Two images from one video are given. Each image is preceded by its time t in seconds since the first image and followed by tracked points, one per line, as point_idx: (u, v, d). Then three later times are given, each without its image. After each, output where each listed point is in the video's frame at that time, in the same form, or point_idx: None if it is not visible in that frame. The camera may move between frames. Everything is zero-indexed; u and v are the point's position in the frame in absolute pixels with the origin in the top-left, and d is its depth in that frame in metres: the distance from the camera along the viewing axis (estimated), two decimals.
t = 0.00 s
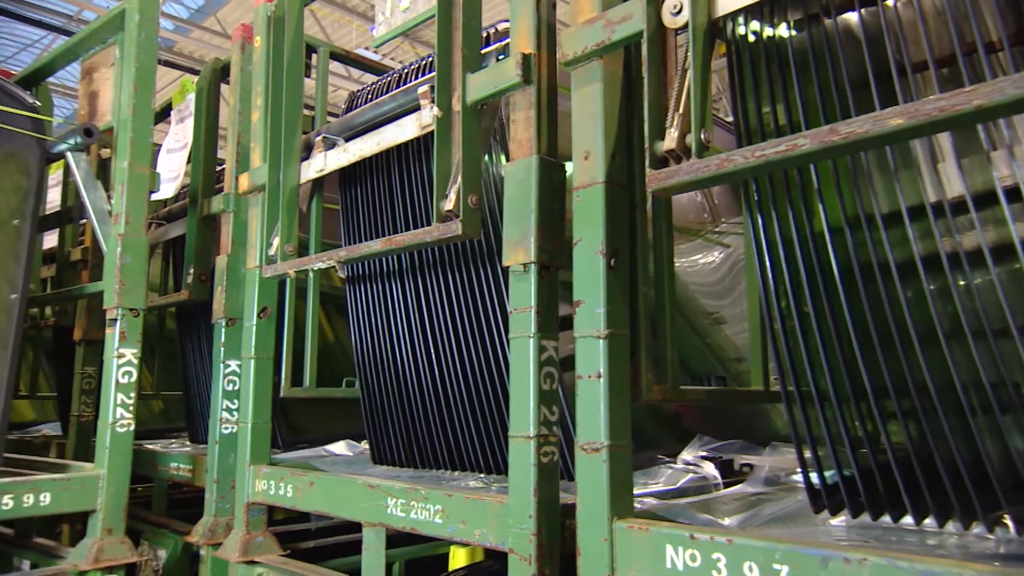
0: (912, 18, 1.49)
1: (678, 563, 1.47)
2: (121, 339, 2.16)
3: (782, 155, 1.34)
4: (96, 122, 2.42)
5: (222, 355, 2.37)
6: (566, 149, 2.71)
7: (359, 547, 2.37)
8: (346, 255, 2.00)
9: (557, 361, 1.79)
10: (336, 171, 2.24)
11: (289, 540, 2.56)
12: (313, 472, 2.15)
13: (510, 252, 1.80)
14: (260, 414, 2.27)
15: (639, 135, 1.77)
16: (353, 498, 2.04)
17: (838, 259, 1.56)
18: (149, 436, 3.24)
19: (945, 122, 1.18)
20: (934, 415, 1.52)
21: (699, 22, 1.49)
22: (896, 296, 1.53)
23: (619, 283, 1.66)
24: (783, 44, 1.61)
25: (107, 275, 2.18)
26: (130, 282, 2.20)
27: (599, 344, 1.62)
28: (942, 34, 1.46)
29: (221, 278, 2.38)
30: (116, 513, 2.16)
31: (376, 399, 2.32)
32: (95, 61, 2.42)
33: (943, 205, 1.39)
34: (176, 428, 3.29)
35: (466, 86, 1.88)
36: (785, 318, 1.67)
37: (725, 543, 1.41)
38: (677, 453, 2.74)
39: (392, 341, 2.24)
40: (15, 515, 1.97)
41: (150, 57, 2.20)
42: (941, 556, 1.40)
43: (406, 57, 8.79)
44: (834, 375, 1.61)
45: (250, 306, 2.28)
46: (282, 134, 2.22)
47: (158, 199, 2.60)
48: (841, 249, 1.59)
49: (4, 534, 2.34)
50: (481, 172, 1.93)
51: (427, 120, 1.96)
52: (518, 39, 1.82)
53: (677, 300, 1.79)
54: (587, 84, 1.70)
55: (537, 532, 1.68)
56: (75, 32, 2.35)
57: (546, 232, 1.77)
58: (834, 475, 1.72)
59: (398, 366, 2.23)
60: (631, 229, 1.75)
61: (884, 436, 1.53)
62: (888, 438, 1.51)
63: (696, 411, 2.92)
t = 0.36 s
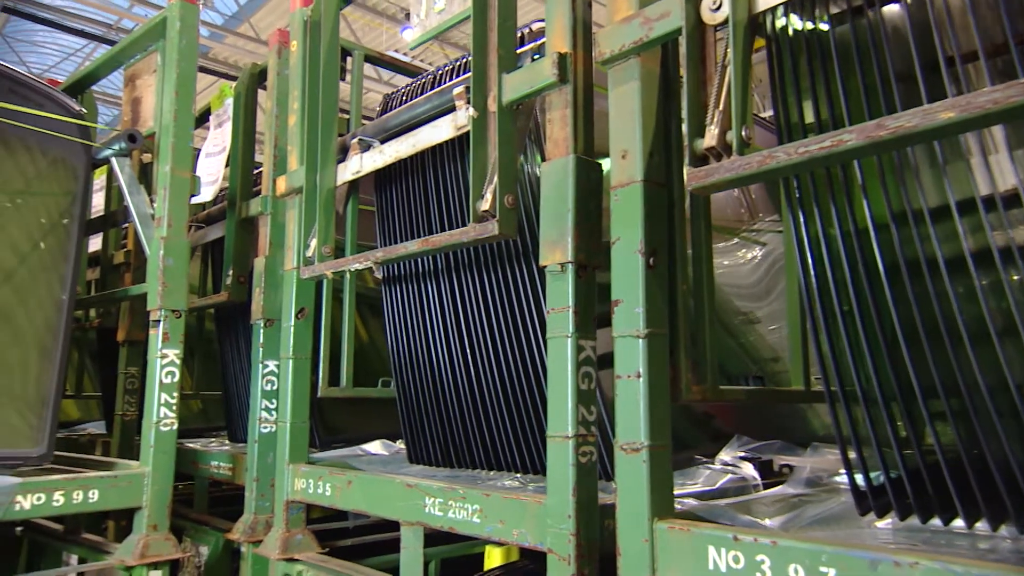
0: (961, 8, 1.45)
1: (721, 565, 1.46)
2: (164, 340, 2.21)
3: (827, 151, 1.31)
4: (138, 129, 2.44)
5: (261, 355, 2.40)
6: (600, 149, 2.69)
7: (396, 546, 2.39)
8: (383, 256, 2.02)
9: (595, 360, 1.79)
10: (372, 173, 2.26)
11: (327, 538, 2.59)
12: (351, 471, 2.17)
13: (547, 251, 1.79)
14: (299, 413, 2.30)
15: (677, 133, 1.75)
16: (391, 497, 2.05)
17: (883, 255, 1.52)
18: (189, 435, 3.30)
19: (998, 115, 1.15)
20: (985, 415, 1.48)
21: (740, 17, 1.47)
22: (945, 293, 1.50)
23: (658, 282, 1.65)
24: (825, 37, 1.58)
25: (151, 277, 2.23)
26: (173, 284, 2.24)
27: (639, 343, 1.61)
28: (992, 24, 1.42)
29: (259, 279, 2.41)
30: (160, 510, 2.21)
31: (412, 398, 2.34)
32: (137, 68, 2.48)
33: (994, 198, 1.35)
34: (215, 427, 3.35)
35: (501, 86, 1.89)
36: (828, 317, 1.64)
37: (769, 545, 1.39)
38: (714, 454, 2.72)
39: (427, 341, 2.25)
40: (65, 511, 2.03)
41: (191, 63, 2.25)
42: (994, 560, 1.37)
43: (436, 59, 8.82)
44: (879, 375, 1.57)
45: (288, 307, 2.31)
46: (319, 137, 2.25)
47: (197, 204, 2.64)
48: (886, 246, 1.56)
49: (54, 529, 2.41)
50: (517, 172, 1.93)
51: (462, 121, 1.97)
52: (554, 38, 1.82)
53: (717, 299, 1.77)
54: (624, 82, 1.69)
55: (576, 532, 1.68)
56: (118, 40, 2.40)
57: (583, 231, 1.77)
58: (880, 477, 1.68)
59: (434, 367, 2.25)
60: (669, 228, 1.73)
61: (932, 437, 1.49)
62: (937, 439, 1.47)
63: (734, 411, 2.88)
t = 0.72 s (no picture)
0: None
1: (764, 567, 1.44)
2: (204, 340, 2.24)
3: (873, 146, 1.29)
4: (177, 134, 2.49)
5: (297, 356, 2.43)
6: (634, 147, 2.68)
7: (432, 545, 2.41)
8: (418, 257, 2.03)
9: (633, 360, 1.78)
10: (406, 175, 2.27)
11: (363, 536, 2.61)
12: (388, 471, 2.19)
13: (584, 251, 1.79)
14: (335, 413, 2.32)
15: (714, 130, 1.74)
16: (428, 496, 2.07)
17: (929, 251, 1.47)
18: (227, 434, 3.36)
19: None
20: None
21: (780, 12, 1.45)
22: (995, 290, 1.45)
23: (697, 281, 1.63)
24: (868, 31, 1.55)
25: (191, 279, 2.27)
26: (213, 286, 2.28)
27: (678, 343, 1.60)
28: None
29: (295, 281, 2.44)
30: (202, 508, 2.25)
31: (446, 398, 2.35)
32: (177, 74, 2.52)
33: None
34: (251, 426, 3.40)
35: (536, 86, 1.89)
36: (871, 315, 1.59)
37: (814, 548, 1.37)
38: (751, 455, 2.68)
39: (462, 341, 2.27)
40: (111, 508, 2.08)
41: (230, 68, 2.28)
42: None
43: (464, 60, 8.84)
44: (926, 374, 1.52)
45: (324, 308, 2.33)
46: (354, 139, 2.27)
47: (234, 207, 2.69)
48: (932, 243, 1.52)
49: (99, 525, 2.47)
50: (552, 171, 1.93)
51: (497, 121, 1.97)
52: (589, 37, 1.81)
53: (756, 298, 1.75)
54: (661, 80, 1.68)
55: (614, 532, 1.67)
56: (158, 48, 2.45)
57: (620, 231, 1.76)
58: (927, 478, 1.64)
59: (469, 366, 2.26)
60: (707, 227, 1.72)
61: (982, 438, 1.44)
62: (988, 440, 1.42)
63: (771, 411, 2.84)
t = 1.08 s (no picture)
0: None
1: (806, 570, 1.41)
2: (240, 341, 2.27)
3: (918, 141, 1.26)
4: (214, 138, 2.54)
5: (331, 356, 2.45)
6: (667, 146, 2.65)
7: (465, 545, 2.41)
8: (452, 257, 2.05)
9: (668, 360, 1.77)
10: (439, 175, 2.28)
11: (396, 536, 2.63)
12: (422, 470, 2.20)
13: (619, 250, 1.78)
14: (369, 413, 2.34)
15: (751, 127, 1.72)
16: (463, 496, 2.07)
17: (975, 246, 1.41)
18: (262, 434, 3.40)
19: None
20: None
21: (819, 6, 1.43)
22: None
23: (734, 280, 1.62)
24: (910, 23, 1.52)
25: (228, 280, 2.30)
26: (249, 288, 2.31)
27: (715, 342, 1.58)
28: None
29: (328, 282, 2.46)
30: (239, 506, 2.28)
31: (479, 398, 2.36)
32: (213, 80, 2.57)
33: None
34: (285, 426, 3.44)
35: (569, 85, 1.89)
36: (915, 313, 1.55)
37: (858, 550, 1.34)
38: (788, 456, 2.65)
39: (495, 341, 2.27)
40: (152, 506, 2.13)
41: (264, 72, 2.31)
42: None
43: (490, 61, 8.84)
44: (972, 373, 1.47)
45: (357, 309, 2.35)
46: (386, 141, 2.29)
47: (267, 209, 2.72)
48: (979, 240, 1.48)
49: (140, 522, 2.52)
50: (585, 171, 1.93)
51: (529, 121, 1.97)
52: (622, 36, 1.81)
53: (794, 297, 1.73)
54: (696, 78, 1.67)
55: (651, 533, 1.66)
56: (195, 54, 2.50)
57: (655, 230, 1.75)
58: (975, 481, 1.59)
59: (502, 367, 2.27)
60: (744, 226, 1.70)
61: None
62: None
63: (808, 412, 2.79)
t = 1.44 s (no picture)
0: None
1: (850, 573, 1.39)
2: (276, 342, 2.31)
3: (966, 136, 1.23)
4: (248, 141, 2.57)
5: (364, 357, 2.47)
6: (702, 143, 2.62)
7: (499, 544, 2.42)
8: (485, 258, 2.06)
9: (705, 360, 1.76)
10: (472, 175, 2.29)
11: (430, 535, 2.65)
12: (456, 470, 2.21)
13: (654, 250, 1.77)
14: (402, 413, 2.35)
15: (789, 125, 1.70)
16: (497, 495, 2.08)
17: None
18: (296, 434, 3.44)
19: None
20: None
21: None
22: None
23: (773, 279, 1.60)
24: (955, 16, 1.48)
25: (263, 282, 2.33)
26: (284, 289, 2.34)
27: (753, 342, 1.57)
28: None
29: (361, 283, 2.48)
30: (276, 504, 2.31)
31: (513, 398, 2.37)
32: (248, 83, 2.60)
33: None
34: (319, 426, 3.48)
35: (602, 84, 1.88)
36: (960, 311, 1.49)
37: (904, 554, 1.32)
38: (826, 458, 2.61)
39: (528, 342, 2.28)
40: (192, 503, 2.17)
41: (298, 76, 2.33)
42: None
43: (517, 61, 8.83)
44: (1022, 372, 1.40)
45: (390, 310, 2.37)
46: (419, 142, 2.30)
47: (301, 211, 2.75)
48: None
49: (179, 520, 2.56)
50: (619, 170, 1.92)
51: (562, 121, 1.97)
52: (656, 34, 1.80)
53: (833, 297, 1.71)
54: (732, 75, 1.65)
55: (689, 534, 1.65)
56: (230, 59, 2.54)
57: (690, 229, 1.73)
58: None
59: (535, 367, 2.27)
60: (782, 225, 1.67)
61: None
62: None
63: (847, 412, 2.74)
